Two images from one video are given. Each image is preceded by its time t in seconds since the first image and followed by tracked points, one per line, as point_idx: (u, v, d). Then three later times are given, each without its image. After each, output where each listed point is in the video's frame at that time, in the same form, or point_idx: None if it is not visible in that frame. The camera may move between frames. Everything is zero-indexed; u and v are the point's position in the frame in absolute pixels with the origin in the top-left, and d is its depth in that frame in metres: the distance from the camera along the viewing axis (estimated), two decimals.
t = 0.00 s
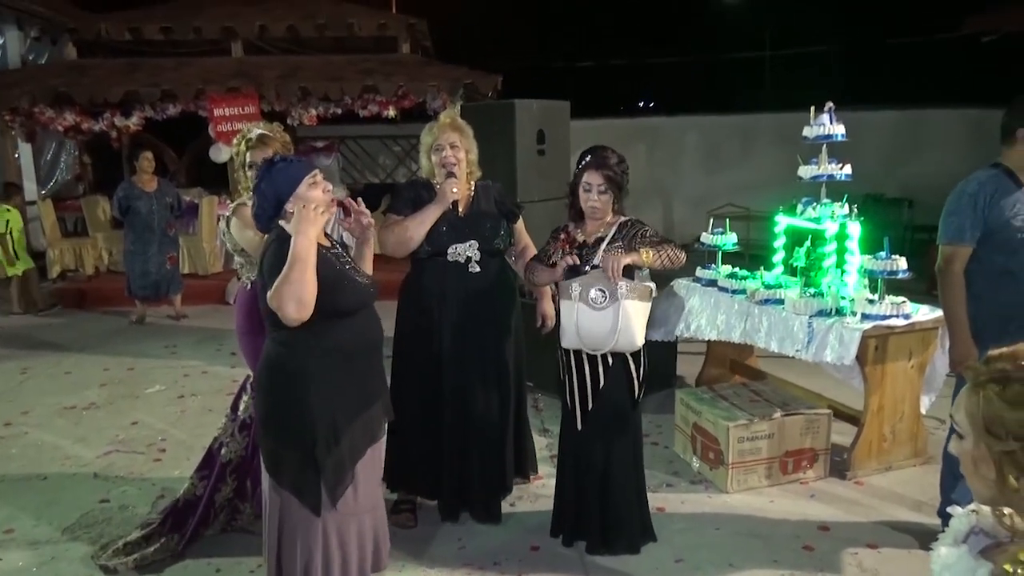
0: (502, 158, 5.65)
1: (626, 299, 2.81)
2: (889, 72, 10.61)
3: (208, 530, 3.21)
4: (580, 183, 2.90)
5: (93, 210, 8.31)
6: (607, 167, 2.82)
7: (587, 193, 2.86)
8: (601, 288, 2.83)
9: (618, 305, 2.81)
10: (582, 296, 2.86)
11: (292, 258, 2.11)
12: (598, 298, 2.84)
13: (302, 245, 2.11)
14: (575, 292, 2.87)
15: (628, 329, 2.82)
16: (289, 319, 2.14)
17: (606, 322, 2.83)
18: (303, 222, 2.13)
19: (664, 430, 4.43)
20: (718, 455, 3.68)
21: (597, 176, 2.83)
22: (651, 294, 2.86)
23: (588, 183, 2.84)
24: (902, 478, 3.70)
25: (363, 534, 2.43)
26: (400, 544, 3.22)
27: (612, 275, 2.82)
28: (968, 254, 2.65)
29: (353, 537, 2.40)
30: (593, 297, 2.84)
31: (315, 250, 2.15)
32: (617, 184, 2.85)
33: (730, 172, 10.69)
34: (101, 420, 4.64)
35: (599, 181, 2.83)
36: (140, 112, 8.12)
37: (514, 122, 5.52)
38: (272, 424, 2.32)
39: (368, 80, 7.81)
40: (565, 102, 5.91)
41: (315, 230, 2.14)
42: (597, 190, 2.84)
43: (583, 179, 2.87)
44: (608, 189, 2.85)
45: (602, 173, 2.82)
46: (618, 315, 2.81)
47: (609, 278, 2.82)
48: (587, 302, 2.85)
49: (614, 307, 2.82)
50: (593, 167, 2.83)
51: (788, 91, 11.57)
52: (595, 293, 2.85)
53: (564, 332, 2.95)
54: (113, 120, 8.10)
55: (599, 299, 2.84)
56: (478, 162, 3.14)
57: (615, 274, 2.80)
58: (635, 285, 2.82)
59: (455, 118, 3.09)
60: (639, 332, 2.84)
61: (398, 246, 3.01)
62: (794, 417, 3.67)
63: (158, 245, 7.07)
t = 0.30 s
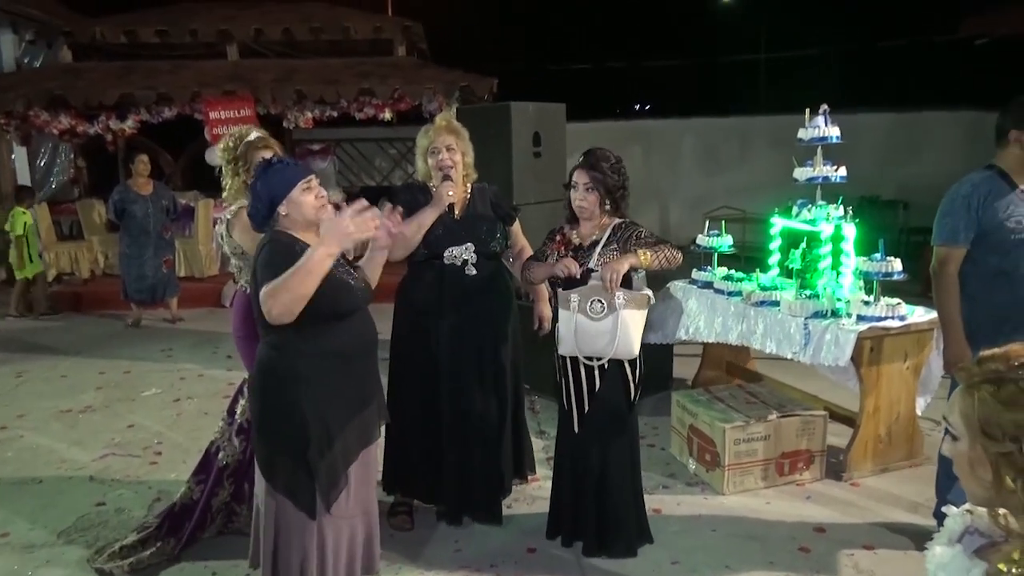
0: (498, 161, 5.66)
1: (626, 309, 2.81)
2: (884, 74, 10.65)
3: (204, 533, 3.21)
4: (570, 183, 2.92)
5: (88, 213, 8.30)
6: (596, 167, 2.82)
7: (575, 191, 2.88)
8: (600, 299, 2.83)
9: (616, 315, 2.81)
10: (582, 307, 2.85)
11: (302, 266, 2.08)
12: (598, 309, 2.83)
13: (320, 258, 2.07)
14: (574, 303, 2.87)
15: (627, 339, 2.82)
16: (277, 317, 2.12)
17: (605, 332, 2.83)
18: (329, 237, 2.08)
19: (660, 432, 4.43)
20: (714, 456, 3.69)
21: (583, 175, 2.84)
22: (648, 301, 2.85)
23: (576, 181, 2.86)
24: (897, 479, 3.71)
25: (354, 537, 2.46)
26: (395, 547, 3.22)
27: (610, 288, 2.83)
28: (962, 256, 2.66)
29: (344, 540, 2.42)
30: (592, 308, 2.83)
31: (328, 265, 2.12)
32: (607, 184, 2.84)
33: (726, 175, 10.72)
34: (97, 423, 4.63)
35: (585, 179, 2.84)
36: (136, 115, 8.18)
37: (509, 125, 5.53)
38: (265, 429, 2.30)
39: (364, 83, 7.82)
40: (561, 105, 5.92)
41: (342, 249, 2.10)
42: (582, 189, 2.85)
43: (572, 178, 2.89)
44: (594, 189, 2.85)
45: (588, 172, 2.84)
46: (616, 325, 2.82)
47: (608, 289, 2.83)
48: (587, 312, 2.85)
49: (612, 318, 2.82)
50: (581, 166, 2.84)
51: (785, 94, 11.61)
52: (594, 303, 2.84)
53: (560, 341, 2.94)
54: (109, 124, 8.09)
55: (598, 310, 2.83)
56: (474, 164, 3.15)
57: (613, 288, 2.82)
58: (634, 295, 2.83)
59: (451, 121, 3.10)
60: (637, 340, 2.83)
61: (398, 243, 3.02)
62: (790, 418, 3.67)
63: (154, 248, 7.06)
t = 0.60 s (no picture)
0: (498, 162, 5.66)
1: (627, 315, 2.81)
2: (885, 76, 10.65)
3: (206, 533, 3.21)
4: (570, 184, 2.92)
5: (89, 214, 8.31)
6: (595, 168, 2.83)
7: (575, 193, 2.88)
8: (600, 304, 2.82)
9: (616, 321, 2.82)
10: (583, 312, 2.85)
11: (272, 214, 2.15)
12: (599, 314, 2.83)
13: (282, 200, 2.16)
14: (575, 308, 2.86)
15: (627, 345, 2.82)
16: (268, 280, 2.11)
17: (606, 337, 2.83)
18: (282, 180, 2.18)
19: (661, 432, 4.43)
20: (715, 457, 3.69)
21: (582, 176, 2.85)
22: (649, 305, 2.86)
23: (575, 183, 2.87)
24: (898, 481, 3.71)
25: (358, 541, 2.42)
26: (395, 547, 3.22)
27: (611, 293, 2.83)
28: (963, 257, 2.66)
29: (343, 546, 2.38)
30: (593, 313, 2.83)
31: (293, 212, 2.19)
32: (606, 185, 2.84)
33: (726, 176, 10.72)
34: (97, 424, 4.63)
35: (584, 180, 2.85)
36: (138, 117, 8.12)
37: (510, 126, 5.53)
38: (265, 429, 2.31)
39: (365, 84, 7.83)
40: (562, 106, 5.92)
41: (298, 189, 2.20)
42: (581, 190, 2.86)
43: (571, 179, 2.89)
44: (593, 190, 2.85)
45: (587, 173, 2.84)
46: (616, 331, 2.82)
47: (609, 294, 2.82)
48: (588, 317, 2.84)
49: (613, 323, 2.82)
50: (580, 167, 2.85)
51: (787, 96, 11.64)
52: (595, 308, 2.83)
53: (561, 343, 2.94)
54: (110, 124, 8.08)
55: (599, 315, 2.83)
56: (475, 165, 3.14)
57: (615, 293, 2.81)
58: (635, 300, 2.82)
59: (452, 121, 3.10)
60: (637, 345, 2.84)
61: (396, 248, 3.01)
62: (791, 420, 3.67)
63: (156, 249, 7.07)
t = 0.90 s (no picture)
0: (498, 162, 5.66)
1: (631, 319, 2.81)
2: (885, 75, 10.65)
3: (206, 532, 3.21)
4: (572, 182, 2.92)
5: (89, 214, 8.32)
6: (597, 167, 2.83)
7: (576, 191, 2.88)
8: (604, 306, 2.82)
9: (619, 324, 2.81)
10: (587, 313, 2.84)
11: (309, 236, 2.04)
12: (603, 317, 2.82)
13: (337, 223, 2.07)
14: (578, 309, 2.86)
15: (629, 348, 2.82)
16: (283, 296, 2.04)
17: (609, 339, 2.83)
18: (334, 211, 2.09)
19: (661, 431, 4.43)
20: (715, 456, 3.69)
21: (584, 174, 2.85)
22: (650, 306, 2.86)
23: (577, 181, 2.87)
24: (898, 480, 3.70)
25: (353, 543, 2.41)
26: (394, 546, 3.22)
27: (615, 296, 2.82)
28: (963, 255, 2.66)
29: (340, 549, 2.36)
30: (597, 316, 2.83)
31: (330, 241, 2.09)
32: (607, 185, 2.84)
33: (726, 175, 10.72)
34: (97, 424, 4.63)
35: (585, 178, 2.84)
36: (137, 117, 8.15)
37: (510, 125, 5.53)
38: (259, 430, 2.32)
39: (365, 83, 7.83)
40: (562, 105, 5.92)
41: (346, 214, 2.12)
42: (583, 189, 2.86)
43: (573, 178, 2.89)
44: (595, 189, 2.85)
45: (589, 172, 2.84)
46: (619, 334, 2.82)
47: (612, 297, 2.82)
48: (592, 319, 2.84)
49: (616, 325, 2.82)
50: (583, 166, 2.85)
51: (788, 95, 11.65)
52: (598, 310, 2.83)
53: (562, 343, 2.93)
54: (110, 124, 8.09)
55: (603, 318, 2.82)
56: (474, 166, 3.16)
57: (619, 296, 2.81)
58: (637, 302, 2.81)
59: (451, 121, 3.12)
60: (640, 347, 2.84)
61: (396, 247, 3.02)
62: (791, 418, 3.67)
63: (156, 249, 7.06)
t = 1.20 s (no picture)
0: (496, 161, 5.66)
1: (635, 316, 2.80)
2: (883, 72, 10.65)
3: (204, 533, 3.21)
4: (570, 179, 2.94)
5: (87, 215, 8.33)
6: (594, 166, 2.83)
7: (572, 188, 2.90)
8: (609, 301, 2.80)
9: (623, 320, 2.80)
10: (591, 307, 2.82)
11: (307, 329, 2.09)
12: (607, 312, 2.81)
13: (354, 324, 2.15)
14: (582, 303, 2.84)
15: (632, 345, 2.81)
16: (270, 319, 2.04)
17: (611, 335, 2.82)
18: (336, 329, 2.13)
19: (660, 429, 4.44)
20: (713, 453, 3.69)
21: (581, 172, 2.85)
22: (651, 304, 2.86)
23: (573, 178, 2.88)
24: (896, 477, 3.71)
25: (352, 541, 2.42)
26: (392, 545, 3.22)
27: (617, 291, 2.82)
28: (958, 251, 2.66)
29: (344, 546, 2.38)
30: (601, 310, 2.81)
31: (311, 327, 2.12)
32: (603, 183, 2.84)
33: (724, 173, 10.73)
34: (96, 424, 4.63)
35: (582, 176, 2.85)
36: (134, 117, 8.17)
37: (507, 124, 5.53)
38: (263, 431, 2.29)
39: (362, 83, 7.82)
40: (560, 104, 5.92)
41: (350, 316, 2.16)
42: (579, 187, 2.87)
43: (571, 175, 2.90)
44: (592, 187, 2.86)
45: (585, 169, 2.85)
46: (623, 330, 2.81)
47: (615, 292, 2.81)
48: (596, 313, 2.82)
49: (620, 321, 2.80)
50: (580, 164, 2.86)
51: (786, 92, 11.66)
52: (603, 305, 2.81)
53: (563, 337, 2.92)
54: (107, 124, 8.09)
55: (607, 313, 2.81)
56: (471, 164, 3.14)
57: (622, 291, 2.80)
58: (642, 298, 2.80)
59: (447, 120, 3.11)
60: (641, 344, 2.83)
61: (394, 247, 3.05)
62: (789, 415, 3.67)
63: (153, 249, 7.05)
